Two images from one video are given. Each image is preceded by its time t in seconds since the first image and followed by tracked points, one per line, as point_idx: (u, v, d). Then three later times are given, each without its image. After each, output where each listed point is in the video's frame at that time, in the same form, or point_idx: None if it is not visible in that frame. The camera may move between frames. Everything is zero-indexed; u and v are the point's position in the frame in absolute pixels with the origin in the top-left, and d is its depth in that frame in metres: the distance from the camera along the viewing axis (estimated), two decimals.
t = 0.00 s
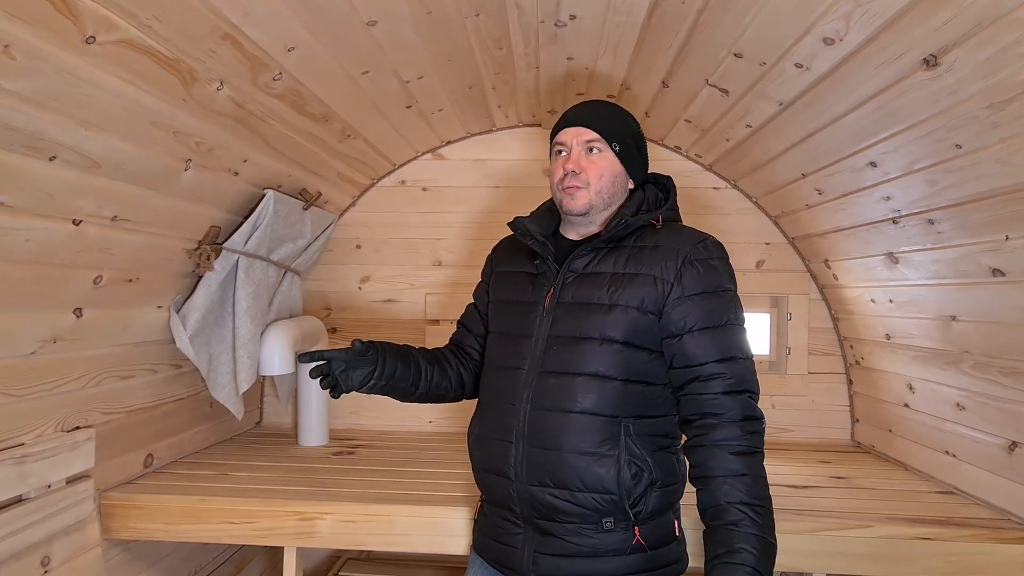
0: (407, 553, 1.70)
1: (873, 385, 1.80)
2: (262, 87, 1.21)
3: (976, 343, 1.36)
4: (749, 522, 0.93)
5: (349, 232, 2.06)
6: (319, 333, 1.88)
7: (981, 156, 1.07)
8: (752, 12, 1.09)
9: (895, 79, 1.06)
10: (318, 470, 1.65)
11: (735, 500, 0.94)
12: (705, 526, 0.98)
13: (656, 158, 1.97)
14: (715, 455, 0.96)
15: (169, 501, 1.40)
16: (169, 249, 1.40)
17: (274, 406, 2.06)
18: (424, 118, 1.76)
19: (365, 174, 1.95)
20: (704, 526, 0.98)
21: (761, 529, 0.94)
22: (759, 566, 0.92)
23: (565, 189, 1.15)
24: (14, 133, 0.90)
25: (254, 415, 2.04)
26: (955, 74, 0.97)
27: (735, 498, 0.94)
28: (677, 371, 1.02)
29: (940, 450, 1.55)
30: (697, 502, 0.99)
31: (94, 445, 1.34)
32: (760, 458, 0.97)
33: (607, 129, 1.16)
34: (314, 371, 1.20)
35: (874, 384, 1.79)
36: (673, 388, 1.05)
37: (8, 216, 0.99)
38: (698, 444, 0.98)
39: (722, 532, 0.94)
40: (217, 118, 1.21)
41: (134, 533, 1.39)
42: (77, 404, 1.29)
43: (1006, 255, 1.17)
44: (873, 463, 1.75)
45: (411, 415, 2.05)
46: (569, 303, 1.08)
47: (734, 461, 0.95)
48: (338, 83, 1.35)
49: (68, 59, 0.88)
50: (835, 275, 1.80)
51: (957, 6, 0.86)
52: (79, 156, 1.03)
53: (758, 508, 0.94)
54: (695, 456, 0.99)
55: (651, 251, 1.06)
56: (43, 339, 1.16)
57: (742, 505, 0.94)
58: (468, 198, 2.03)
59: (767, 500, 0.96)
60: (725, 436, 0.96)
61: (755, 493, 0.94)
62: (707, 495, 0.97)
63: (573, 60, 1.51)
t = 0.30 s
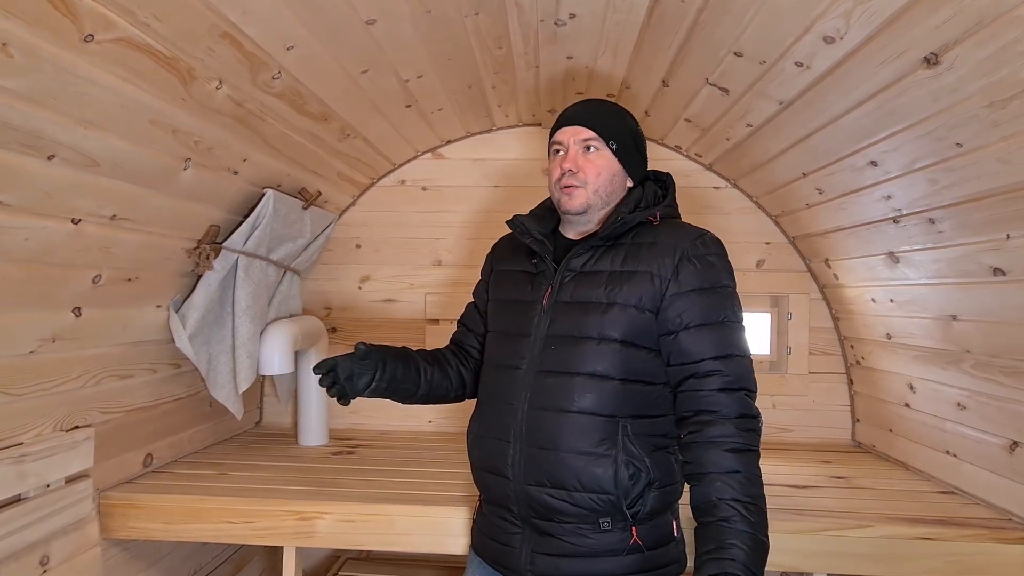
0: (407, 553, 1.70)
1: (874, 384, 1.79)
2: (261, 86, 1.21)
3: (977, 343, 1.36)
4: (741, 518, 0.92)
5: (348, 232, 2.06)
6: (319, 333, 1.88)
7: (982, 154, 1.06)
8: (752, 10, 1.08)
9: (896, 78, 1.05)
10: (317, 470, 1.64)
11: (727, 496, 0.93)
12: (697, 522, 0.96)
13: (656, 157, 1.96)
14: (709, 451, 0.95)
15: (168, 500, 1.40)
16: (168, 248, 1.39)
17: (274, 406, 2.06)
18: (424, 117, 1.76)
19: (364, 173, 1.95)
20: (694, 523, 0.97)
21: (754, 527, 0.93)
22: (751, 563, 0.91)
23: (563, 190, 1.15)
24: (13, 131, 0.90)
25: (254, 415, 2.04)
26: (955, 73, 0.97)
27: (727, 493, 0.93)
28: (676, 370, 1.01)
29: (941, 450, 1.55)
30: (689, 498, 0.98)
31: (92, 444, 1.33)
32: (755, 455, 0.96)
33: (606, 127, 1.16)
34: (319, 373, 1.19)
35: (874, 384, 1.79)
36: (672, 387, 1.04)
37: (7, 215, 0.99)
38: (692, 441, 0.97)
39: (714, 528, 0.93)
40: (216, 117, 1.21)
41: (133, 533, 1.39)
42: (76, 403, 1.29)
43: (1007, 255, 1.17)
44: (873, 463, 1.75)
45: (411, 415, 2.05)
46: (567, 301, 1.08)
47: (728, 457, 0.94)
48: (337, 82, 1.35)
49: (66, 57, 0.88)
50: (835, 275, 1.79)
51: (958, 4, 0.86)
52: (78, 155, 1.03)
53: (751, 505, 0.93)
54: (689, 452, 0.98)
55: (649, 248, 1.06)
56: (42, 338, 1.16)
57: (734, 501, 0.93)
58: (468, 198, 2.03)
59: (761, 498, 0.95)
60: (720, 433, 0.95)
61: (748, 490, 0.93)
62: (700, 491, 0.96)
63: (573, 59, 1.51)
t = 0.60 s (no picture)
0: (407, 553, 1.70)
1: (874, 384, 1.79)
2: (260, 85, 1.21)
3: (979, 342, 1.35)
4: (763, 513, 0.92)
5: (348, 232, 2.06)
6: (318, 334, 1.88)
7: (982, 153, 1.06)
8: (752, 10, 1.08)
9: (896, 76, 1.05)
10: (317, 470, 1.64)
11: (749, 493, 0.93)
12: (715, 522, 0.96)
13: (657, 157, 1.96)
14: (723, 450, 0.95)
15: (167, 500, 1.40)
16: (168, 248, 1.39)
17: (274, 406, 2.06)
18: (424, 117, 1.76)
19: (364, 173, 1.95)
20: (714, 523, 0.96)
21: (776, 521, 0.92)
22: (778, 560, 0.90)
23: (562, 184, 1.14)
24: (12, 130, 0.90)
25: (254, 415, 2.04)
26: (956, 71, 0.96)
27: (748, 490, 0.93)
28: (676, 370, 1.01)
29: (942, 449, 1.54)
30: (705, 498, 0.98)
31: (92, 445, 1.33)
32: (766, 452, 0.96)
33: (605, 124, 1.17)
34: (284, 404, 1.28)
35: (875, 384, 1.78)
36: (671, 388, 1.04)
37: (6, 215, 0.98)
38: (702, 440, 0.97)
39: (736, 525, 0.93)
40: (215, 116, 1.21)
41: (133, 533, 1.39)
42: (75, 403, 1.29)
43: (1008, 254, 1.17)
44: (874, 462, 1.75)
45: (411, 416, 2.05)
46: (564, 301, 1.08)
47: (742, 454, 0.94)
48: (337, 81, 1.35)
49: (65, 56, 0.88)
50: (836, 275, 1.79)
51: (958, 2, 0.85)
52: (77, 154, 1.02)
53: (770, 500, 0.93)
54: (700, 452, 0.97)
55: (646, 249, 1.06)
56: (41, 338, 1.16)
57: (757, 497, 0.93)
58: (468, 198, 2.03)
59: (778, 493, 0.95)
60: (728, 432, 0.95)
61: (766, 486, 0.93)
62: (717, 490, 0.95)
63: (573, 58, 1.51)
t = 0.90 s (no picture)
0: (406, 553, 1.70)
1: (875, 384, 1.79)
2: (260, 85, 1.21)
3: (979, 343, 1.35)
4: (764, 512, 0.92)
5: (348, 231, 2.06)
6: (318, 334, 1.88)
7: (983, 153, 1.06)
8: (751, 9, 1.08)
9: (897, 76, 1.05)
10: (316, 469, 1.64)
11: (748, 492, 0.93)
12: (714, 521, 0.96)
13: (657, 157, 1.96)
14: (722, 449, 0.94)
15: (167, 500, 1.39)
16: (167, 247, 1.39)
17: (274, 406, 2.06)
18: (424, 117, 1.76)
19: (365, 173, 1.95)
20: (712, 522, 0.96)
21: (775, 519, 0.92)
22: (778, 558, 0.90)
23: (555, 189, 1.14)
24: (11, 130, 0.90)
25: (254, 415, 2.04)
26: (957, 71, 0.96)
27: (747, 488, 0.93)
28: (675, 370, 1.01)
29: (943, 449, 1.54)
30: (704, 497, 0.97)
31: (92, 444, 1.33)
32: (764, 451, 0.96)
33: (595, 126, 1.16)
34: (287, 412, 1.28)
35: (875, 384, 1.78)
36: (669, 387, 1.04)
37: (5, 214, 0.98)
38: (700, 439, 0.97)
39: (735, 524, 0.93)
40: (215, 116, 1.20)
41: (133, 533, 1.39)
42: (75, 402, 1.29)
43: (1009, 254, 1.16)
44: (874, 462, 1.75)
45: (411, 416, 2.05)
46: (560, 302, 1.08)
47: (741, 453, 0.94)
48: (337, 81, 1.35)
49: (65, 55, 0.88)
50: (836, 275, 1.79)
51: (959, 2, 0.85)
52: (76, 153, 1.02)
53: (769, 498, 0.93)
54: (698, 451, 0.97)
55: (642, 249, 1.06)
56: (41, 338, 1.16)
57: (756, 496, 0.93)
58: (468, 197, 2.03)
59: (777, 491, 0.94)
60: (727, 431, 0.95)
61: (765, 484, 0.93)
62: (716, 490, 0.95)
63: (573, 58, 1.50)
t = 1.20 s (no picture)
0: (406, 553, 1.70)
1: (875, 384, 1.79)
2: (260, 84, 1.21)
3: (980, 343, 1.35)
4: (761, 514, 0.92)
5: (348, 231, 2.06)
6: (318, 334, 1.87)
7: (984, 152, 1.06)
8: (751, 8, 1.08)
9: (898, 75, 1.05)
10: (316, 470, 1.64)
11: (744, 493, 0.93)
12: (711, 522, 0.95)
13: (657, 156, 1.96)
14: (719, 450, 0.94)
15: (166, 500, 1.39)
16: (167, 247, 1.39)
17: (273, 406, 2.06)
18: (424, 116, 1.76)
19: (365, 173, 1.95)
20: (710, 524, 0.96)
21: (773, 521, 0.92)
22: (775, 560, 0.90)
23: (545, 189, 1.14)
24: (9, 129, 0.90)
25: (253, 415, 2.03)
26: (958, 70, 0.96)
27: (744, 490, 0.93)
28: (672, 370, 1.01)
29: (943, 450, 1.54)
30: (701, 498, 0.97)
31: (91, 444, 1.33)
32: (762, 451, 0.95)
33: (581, 124, 1.15)
34: (287, 413, 1.27)
35: (876, 384, 1.78)
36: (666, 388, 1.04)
37: (4, 213, 0.98)
38: (697, 440, 0.97)
39: (732, 526, 0.92)
40: (214, 115, 1.20)
41: (132, 533, 1.38)
42: (74, 402, 1.28)
43: (1011, 253, 1.16)
44: (874, 463, 1.74)
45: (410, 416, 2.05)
46: (556, 302, 1.07)
47: (738, 453, 0.93)
48: (336, 80, 1.34)
49: (63, 54, 0.87)
50: (836, 274, 1.79)
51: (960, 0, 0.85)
52: (75, 153, 1.02)
53: (766, 499, 0.92)
54: (696, 452, 0.97)
55: (639, 249, 1.05)
56: (39, 338, 1.16)
57: (753, 498, 0.92)
58: (468, 197, 2.03)
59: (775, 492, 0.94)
60: (725, 431, 0.95)
61: (762, 485, 0.93)
62: (712, 491, 0.95)
63: (573, 57, 1.50)
